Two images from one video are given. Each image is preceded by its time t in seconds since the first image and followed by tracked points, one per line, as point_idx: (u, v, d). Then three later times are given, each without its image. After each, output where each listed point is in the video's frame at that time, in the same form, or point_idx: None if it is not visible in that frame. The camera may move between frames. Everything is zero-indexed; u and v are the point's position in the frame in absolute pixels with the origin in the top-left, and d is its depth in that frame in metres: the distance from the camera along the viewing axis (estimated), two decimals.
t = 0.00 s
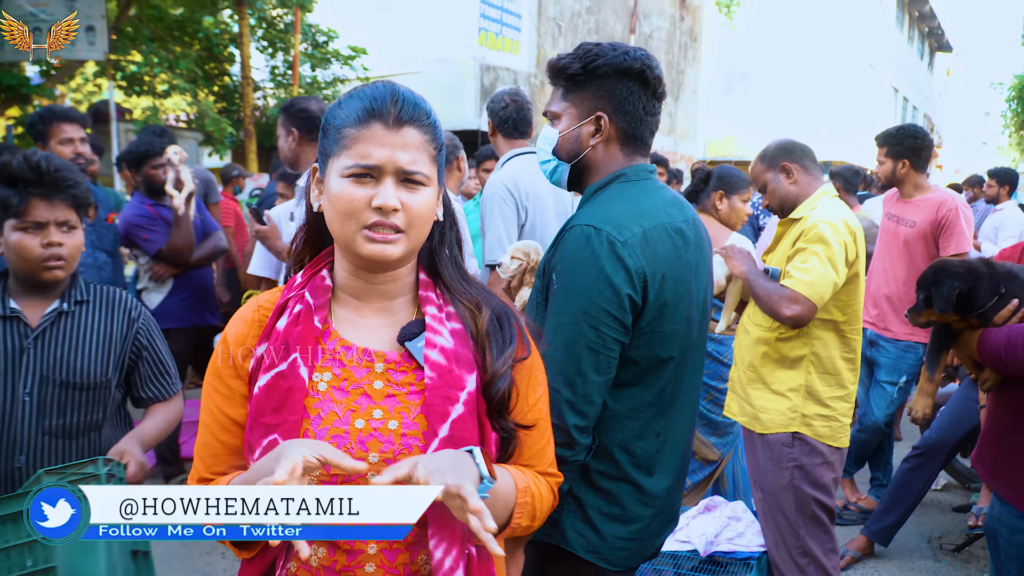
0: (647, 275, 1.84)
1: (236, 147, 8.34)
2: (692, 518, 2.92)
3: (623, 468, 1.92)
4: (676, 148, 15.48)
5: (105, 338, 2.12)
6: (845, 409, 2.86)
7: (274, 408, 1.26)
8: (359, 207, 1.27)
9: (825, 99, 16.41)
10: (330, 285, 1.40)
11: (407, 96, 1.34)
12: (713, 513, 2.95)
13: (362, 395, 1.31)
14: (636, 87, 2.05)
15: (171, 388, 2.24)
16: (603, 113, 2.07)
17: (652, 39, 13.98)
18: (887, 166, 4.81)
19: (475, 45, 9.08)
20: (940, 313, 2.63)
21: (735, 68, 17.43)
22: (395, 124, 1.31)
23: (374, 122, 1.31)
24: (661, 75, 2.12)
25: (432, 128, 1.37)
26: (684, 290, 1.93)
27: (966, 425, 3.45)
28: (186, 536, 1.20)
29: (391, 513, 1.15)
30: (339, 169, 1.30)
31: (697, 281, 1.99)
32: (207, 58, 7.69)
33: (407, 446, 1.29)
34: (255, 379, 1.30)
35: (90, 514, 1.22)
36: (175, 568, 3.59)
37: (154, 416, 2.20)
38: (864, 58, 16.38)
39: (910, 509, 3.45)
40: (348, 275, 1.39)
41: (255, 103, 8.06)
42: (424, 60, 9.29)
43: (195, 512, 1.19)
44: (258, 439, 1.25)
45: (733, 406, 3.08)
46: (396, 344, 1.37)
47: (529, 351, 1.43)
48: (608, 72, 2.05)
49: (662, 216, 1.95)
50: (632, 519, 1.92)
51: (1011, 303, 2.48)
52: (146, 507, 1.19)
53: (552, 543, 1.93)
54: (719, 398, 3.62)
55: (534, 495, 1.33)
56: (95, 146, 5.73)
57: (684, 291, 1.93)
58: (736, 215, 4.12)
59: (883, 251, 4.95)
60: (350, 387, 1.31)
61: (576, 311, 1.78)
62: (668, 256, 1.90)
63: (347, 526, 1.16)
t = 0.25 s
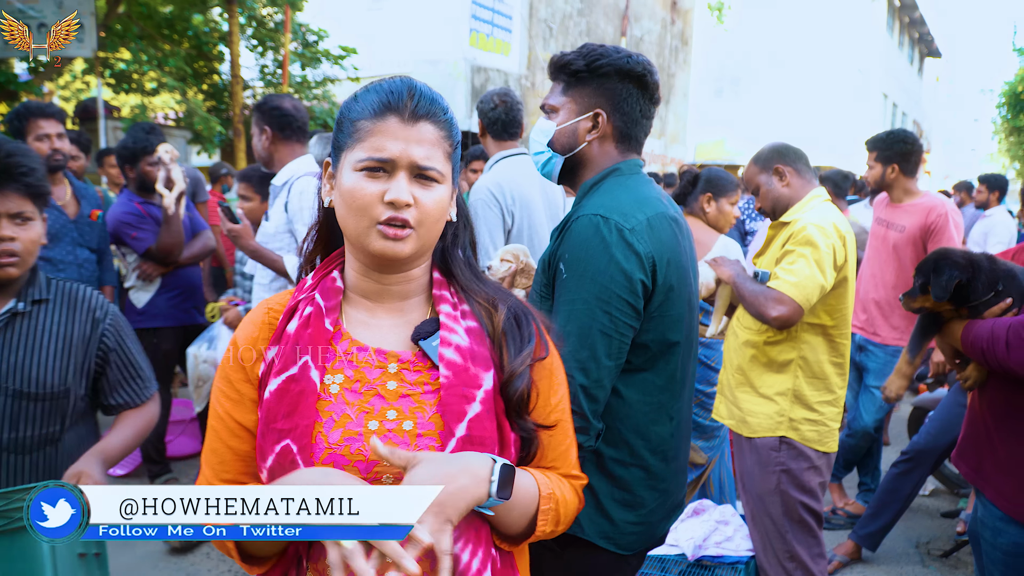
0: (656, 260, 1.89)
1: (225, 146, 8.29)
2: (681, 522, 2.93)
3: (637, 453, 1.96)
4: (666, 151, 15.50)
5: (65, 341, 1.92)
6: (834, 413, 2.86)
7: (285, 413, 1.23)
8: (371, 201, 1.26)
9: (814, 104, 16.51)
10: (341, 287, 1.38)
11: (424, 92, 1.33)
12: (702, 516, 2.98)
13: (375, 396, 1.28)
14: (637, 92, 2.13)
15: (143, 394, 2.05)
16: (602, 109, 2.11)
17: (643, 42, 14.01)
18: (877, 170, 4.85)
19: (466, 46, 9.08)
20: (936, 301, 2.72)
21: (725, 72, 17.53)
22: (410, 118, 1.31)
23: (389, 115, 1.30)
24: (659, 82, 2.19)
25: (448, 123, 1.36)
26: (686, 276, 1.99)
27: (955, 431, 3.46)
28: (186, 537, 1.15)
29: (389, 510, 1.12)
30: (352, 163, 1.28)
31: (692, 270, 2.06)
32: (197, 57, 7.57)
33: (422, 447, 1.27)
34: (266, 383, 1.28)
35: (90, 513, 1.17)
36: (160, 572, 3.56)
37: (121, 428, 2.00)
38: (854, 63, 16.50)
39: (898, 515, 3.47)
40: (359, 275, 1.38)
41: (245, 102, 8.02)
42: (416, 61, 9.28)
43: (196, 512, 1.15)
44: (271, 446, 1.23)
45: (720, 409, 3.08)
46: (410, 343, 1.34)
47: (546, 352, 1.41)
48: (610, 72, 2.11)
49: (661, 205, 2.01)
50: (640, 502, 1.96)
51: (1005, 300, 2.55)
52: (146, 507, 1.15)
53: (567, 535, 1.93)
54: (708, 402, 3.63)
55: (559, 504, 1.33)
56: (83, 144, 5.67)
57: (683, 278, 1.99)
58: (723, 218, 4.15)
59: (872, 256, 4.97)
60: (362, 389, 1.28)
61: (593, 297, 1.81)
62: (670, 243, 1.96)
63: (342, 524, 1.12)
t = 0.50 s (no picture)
0: (645, 263, 1.89)
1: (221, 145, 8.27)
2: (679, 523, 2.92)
3: (626, 463, 1.96)
4: (663, 151, 15.49)
5: None
6: (830, 416, 2.87)
7: (293, 416, 1.23)
8: (387, 183, 1.24)
9: (811, 104, 16.51)
10: (352, 285, 1.37)
11: (440, 78, 1.34)
12: (697, 518, 2.97)
13: (385, 398, 1.26)
14: (631, 89, 2.12)
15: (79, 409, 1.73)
16: (593, 105, 2.11)
17: (640, 42, 14.00)
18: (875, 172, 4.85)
19: (463, 45, 9.07)
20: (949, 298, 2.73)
21: (722, 72, 17.54)
22: (426, 101, 1.31)
23: (406, 98, 1.31)
24: (654, 80, 2.17)
25: (464, 111, 1.37)
26: (679, 277, 1.98)
27: (951, 434, 3.46)
28: (186, 537, 1.13)
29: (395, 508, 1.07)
30: (368, 145, 1.28)
31: (687, 272, 2.05)
32: (194, 55, 7.54)
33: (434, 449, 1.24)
34: (275, 385, 1.27)
35: (90, 512, 1.14)
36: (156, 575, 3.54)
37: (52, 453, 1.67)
38: (851, 64, 16.52)
39: (896, 517, 3.47)
40: (372, 271, 1.36)
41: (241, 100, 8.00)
42: (413, 60, 9.25)
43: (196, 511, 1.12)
44: (280, 450, 1.22)
45: (716, 411, 3.07)
46: (420, 344, 1.32)
47: (565, 353, 1.36)
48: (603, 66, 2.11)
49: (652, 205, 2.00)
50: (632, 512, 1.96)
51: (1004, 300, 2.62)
52: (146, 507, 1.12)
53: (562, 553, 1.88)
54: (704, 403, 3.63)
55: (599, 506, 1.27)
56: (78, 142, 5.63)
57: (677, 281, 1.98)
58: (718, 218, 4.15)
59: (869, 257, 4.97)
60: (372, 391, 1.27)
61: (578, 302, 1.82)
62: (661, 245, 1.95)
63: (342, 525, 1.09)
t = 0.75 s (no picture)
0: (626, 277, 1.91)
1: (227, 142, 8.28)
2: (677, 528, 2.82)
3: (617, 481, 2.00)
4: (670, 153, 15.44)
5: None
6: (833, 420, 2.85)
7: (294, 401, 1.21)
8: (391, 175, 1.25)
9: (819, 106, 16.45)
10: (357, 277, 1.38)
11: (444, 77, 1.35)
12: (698, 521, 2.89)
13: (387, 388, 1.26)
14: (599, 91, 2.08)
15: None
16: (563, 115, 2.14)
17: (648, 43, 13.96)
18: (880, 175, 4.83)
19: (470, 45, 9.07)
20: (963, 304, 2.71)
21: (729, 74, 17.50)
22: (429, 95, 1.32)
23: (409, 94, 1.32)
24: (637, 70, 2.08)
25: (468, 105, 1.37)
26: (667, 289, 1.99)
27: (955, 441, 3.45)
28: (186, 537, 1.13)
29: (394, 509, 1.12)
30: (374, 141, 1.29)
31: (684, 279, 2.06)
32: (202, 52, 7.55)
33: (436, 443, 1.24)
34: (276, 371, 1.27)
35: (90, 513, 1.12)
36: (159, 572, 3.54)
37: None
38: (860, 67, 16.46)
39: (900, 523, 3.46)
40: (377, 262, 1.37)
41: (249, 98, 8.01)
42: (420, 59, 9.25)
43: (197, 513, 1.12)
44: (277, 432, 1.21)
45: (719, 414, 3.07)
46: (423, 335, 1.32)
47: (566, 338, 1.31)
48: (572, 73, 2.11)
49: (642, 214, 2.03)
50: (629, 531, 1.99)
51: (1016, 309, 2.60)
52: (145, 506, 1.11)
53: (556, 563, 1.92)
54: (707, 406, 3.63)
55: (625, 474, 1.17)
56: (86, 138, 5.65)
57: (670, 290, 2.00)
58: (721, 221, 4.12)
59: (874, 261, 4.95)
60: (374, 380, 1.27)
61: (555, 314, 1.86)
62: (649, 255, 1.97)
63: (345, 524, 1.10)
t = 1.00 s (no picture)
0: (636, 285, 1.90)
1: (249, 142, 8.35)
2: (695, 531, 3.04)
3: (617, 487, 1.99)
4: (690, 155, 15.33)
5: None
6: (852, 425, 2.82)
7: (299, 398, 1.23)
8: (405, 185, 1.25)
9: (843, 108, 16.27)
10: (367, 275, 1.40)
11: (448, 78, 1.35)
12: (715, 525, 3.08)
13: (392, 389, 1.27)
14: (602, 89, 2.09)
15: None
16: (573, 118, 2.17)
17: (669, 44, 13.87)
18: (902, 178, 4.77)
19: (490, 46, 9.08)
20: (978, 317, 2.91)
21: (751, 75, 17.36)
22: (435, 100, 1.32)
23: (415, 98, 1.32)
24: (643, 67, 2.08)
25: (473, 108, 1.37)
26: (680, 300, 1.98)
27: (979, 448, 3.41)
28: (185, 536, 1.23)
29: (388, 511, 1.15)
30: (381, 148, 1.29)
31: (700, 290, 2.04)
32: (224, 53, 7.66)
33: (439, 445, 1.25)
34: (283, 369, 1.28)
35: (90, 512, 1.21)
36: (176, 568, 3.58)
37: None
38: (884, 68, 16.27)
39: (921, 530, 3.40)
40: (388, 265, 1.39)
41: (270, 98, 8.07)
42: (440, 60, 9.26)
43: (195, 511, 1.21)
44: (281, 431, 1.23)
45: (737, 417, 3.04)
46: (432, 337, 1.34)
47: (569, 346, 1.38)
48: (579, 74, 2.14)
49: (658, 221, 2.01)
50: (627, 540, 1.98)
51: None
52: (147, 507, 1.21)
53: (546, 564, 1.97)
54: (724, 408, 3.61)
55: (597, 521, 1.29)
56: (111, 137, 5.73)
57: (682, 300, 1.99)
58: (739, 223, 4.10)
59: (896, 264, 4.89)
60: (379, 381, 1.28)
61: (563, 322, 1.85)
62: (663, 264, 1.96)
63: (347, 524, 1.18)
